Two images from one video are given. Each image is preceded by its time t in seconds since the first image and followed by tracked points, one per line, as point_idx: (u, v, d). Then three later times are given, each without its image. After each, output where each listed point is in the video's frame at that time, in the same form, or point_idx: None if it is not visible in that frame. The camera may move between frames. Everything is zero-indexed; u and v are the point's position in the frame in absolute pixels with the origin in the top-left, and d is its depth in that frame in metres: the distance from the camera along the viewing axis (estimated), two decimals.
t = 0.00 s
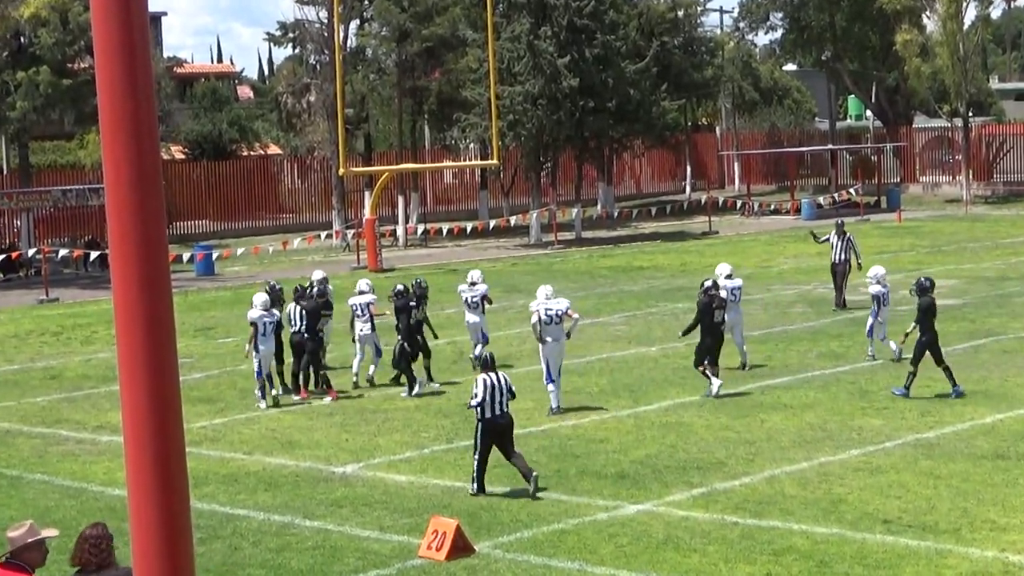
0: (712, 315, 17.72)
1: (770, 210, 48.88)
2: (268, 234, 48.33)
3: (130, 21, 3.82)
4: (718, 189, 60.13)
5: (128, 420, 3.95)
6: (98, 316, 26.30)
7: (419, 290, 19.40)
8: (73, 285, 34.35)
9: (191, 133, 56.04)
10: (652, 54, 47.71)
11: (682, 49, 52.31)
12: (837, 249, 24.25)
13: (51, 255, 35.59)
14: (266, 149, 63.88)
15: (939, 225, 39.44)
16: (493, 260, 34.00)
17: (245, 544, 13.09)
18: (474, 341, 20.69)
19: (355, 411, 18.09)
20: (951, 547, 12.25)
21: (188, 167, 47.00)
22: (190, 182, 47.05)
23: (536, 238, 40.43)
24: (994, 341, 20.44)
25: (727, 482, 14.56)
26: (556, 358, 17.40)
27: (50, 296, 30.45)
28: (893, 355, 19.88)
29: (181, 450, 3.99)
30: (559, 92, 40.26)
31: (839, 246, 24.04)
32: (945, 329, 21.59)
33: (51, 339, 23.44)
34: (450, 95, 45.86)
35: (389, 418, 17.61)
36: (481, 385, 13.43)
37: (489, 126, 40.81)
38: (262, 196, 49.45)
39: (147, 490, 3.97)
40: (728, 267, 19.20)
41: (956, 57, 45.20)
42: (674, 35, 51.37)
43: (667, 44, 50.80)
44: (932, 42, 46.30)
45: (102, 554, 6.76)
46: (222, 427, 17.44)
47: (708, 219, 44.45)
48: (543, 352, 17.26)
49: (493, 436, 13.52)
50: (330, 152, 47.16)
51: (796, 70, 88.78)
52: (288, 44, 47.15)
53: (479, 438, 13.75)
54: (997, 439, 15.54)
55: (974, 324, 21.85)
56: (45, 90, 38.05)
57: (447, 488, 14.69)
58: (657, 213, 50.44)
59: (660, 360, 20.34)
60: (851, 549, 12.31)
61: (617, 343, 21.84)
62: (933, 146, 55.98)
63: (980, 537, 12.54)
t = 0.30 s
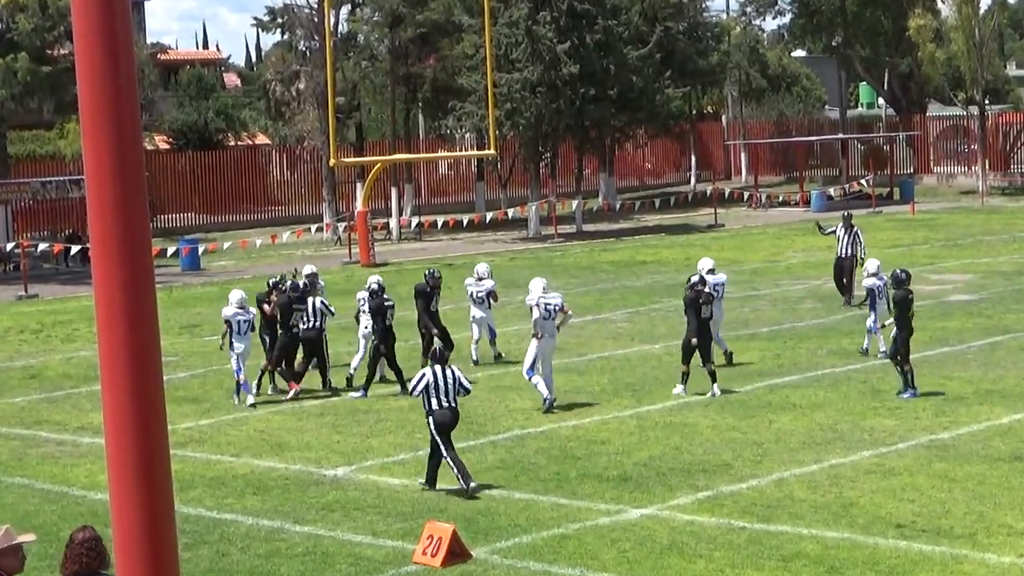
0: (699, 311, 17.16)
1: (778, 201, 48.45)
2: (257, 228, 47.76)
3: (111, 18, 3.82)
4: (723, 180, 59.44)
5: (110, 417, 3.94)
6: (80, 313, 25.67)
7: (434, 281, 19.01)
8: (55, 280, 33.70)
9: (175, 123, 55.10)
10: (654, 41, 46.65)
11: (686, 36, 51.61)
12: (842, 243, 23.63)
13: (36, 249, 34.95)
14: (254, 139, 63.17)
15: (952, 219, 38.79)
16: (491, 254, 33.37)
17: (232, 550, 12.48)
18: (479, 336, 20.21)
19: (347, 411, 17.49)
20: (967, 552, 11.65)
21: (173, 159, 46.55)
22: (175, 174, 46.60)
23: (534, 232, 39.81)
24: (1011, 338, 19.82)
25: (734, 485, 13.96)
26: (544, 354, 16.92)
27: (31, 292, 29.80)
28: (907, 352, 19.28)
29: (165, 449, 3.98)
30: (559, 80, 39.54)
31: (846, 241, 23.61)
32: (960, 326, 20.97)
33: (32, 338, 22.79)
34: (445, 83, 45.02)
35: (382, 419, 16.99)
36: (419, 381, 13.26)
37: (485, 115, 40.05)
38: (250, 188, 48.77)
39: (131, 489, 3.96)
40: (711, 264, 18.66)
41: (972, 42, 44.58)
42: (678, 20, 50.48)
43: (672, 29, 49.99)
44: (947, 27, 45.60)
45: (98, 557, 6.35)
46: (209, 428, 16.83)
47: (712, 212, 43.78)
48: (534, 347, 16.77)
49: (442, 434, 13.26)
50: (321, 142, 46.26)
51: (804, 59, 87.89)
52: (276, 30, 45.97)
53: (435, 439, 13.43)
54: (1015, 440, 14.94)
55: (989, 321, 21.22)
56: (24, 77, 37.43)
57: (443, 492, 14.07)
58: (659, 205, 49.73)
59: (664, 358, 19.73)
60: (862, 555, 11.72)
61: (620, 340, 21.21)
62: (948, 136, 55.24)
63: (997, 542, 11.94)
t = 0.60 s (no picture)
0: (678, 306, 17.39)
1: (775, 199, 48.17)
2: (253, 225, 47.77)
3: None
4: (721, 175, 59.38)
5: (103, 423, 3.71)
6: (76, 310, 25.66)
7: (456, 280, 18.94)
8: (51, 277, 33.69)
9: (170, 120, 54.83)
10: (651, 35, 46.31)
11: (683, 32, 51.39)
12: (834, 240, 23.59)
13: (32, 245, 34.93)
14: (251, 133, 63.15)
15: (949, 215, 38.75)
16: (488, 251, 33.36)
17: (228, 547, 12.47)
18: (486, 330, 20.04)
19: (343, 408, 17.49)
20: (963, 549, 11.63)
21: (170, 154, 46.56)
22: (172, 169, 46.60)
23: (531, 228, 39.75)
24: (1008, 335, 19.80)
25: (731, 482, 13.95)
26: (529, 350, 17.01)
27: (26, 288, 29.78)
28: (904, 349, 19.27)
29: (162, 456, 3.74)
30: (556, 76, 39.57)
31: (836, 238, 23.49)
32: (957, 322, 20.96)
33: (28, 334, 22.78)
34: (442, 78, 44.98)
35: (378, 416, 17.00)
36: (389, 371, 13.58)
37: (482, 111, 40.03)
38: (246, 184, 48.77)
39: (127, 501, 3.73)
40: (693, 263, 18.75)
41: (969, 38, 44.49)
42: (674, 16, 50.15)
43: (668, 25, 49.60)
44: (945, 23, 45.40)
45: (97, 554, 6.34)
46: (205, 425, 16.84)
47: (710, 208, 43.73)
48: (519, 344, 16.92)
49: (396, 426, 13.64)
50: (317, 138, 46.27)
51: (802, 53, 87.91)
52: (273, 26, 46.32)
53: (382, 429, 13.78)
54: (1011, 437, 14.92)
55: (986, 318, 21.22)
56: (18, 73, 37.39)
57: (440, 489, 14.07)
58: (657, 202, 49.69)
59: (661, 355, 19.72)
60: (859, 551, 11.70)
61: (616, 337, 21.21)
62: (945, 132, 55.21)
63: (993, 539, 11.92)
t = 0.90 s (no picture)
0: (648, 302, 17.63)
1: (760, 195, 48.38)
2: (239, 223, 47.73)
3: (93, 30, 4.17)
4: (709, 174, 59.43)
5: (90, 401, 4.31)
6: (61, 307, 25.61)
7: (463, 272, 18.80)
8: (37, 275, 33.63)
9: (156, 117, 54.72)
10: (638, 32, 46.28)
11: (668, 29, 51.50)
12: (810, 238, 23.61)
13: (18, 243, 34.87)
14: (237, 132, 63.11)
15: (936, 212, 38.80)
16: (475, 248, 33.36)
17: (212, 544, 12.45)
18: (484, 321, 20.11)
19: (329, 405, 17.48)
20: (947, 545, 11.65)
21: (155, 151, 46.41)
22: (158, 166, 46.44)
23: (516, 226, 39.75)
24: (992, 331, 19.83)
25: (716, 478, 13.95)
26: (499, 346, 17.19)
27: (12, 287, 29.71)
28: (889, 345, 19.30)
29: (142, 433, 4.34)
30: (541, 72, 39.52)
31: (812, 235, 23.51)
32: (941, 319, 20.99)
33: (12, 332, 22.74)
34: (428, 75, 45.03)
35: (363, 412, 16.98)
36: (328, 373, 13.89)
37: (468, 107, 40.03)
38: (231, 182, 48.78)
39: (111, 472, 4.32)
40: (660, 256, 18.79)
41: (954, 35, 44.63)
42: (660, 14, 50.10)
43: (654, 22, 49.49)
44: (930, 20, 45.68)
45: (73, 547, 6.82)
46: (190, 421, 16.82)
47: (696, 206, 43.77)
48: (488, 341, 17.07)
49: (337, 421, 14.09)
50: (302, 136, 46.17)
51: (787, 49, 88.05)
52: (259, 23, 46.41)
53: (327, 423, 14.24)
54: (995, 432, 14.94)
55: (970, 314, 21.25)
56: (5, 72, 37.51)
57: (424, 485, 14.06)
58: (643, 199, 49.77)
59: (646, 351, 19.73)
60: (843, 548, 11.70)
61: (601, 333, 21.21)
62: (931, 129, 55.26)
63: (978, 534, 11.93)
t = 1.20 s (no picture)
0: (604, 295, 17.75)
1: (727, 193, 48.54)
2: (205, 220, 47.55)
3: (61, 28, 4.19)
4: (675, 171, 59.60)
5: (59, 400, 4.30)
6: (27, 304, 25.46)
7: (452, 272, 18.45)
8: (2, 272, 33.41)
9: (121, 113, 54.43)
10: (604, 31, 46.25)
11: (636, 26, 51.95)
12: (771, 237, 23.74)
13: None
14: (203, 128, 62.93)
15: (903, 210, 39.08)
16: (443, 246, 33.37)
17: (180, 542, 12.40)
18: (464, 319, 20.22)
19: (297, 402, 17.44)
20: (913, 542, 11.71)
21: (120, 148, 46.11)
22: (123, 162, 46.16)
23: (484, 223, 39.73)
24: (958, 330, 19.94)
25: (683, 475, 13.98)
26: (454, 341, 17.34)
27: None
28: (855, 343, 19.40)
29: (111, 433, 4.33)
30: (508, 70, 39.49)
31: (773, 234, 23.64)
32: (907, 317, 21.11)
33: None
34: (395, 72, 45.23)
35: (331, 410, 16.93)
36: (259, 365, 13.97)
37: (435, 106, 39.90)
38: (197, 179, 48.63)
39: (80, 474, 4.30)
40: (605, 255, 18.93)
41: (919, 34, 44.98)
42: (626, 12, 50.23)
43: (620, 20, 49.65)
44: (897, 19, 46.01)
45: (28, 546, 7.11)
46: (157, 418, 16.75)
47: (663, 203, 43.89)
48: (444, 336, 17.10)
49: (267, 415, 14.13)
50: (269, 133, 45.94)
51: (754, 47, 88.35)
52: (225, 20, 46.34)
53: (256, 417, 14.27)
54: (961, 430, 15.04)
55: (936, 312, 21.38)
56: None
57: (392, 483, 14.04)
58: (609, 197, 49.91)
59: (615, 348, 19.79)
60: (810, 545, 11.75)
61: (569, 331, 21.24)
62: (896, 128, 55.52)
63: (944, 532, 12.00)
